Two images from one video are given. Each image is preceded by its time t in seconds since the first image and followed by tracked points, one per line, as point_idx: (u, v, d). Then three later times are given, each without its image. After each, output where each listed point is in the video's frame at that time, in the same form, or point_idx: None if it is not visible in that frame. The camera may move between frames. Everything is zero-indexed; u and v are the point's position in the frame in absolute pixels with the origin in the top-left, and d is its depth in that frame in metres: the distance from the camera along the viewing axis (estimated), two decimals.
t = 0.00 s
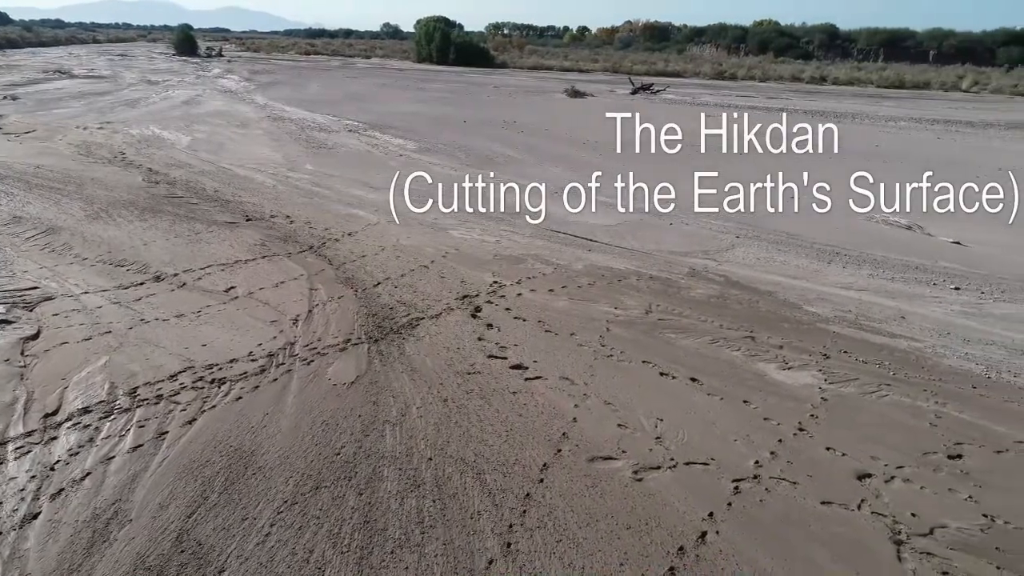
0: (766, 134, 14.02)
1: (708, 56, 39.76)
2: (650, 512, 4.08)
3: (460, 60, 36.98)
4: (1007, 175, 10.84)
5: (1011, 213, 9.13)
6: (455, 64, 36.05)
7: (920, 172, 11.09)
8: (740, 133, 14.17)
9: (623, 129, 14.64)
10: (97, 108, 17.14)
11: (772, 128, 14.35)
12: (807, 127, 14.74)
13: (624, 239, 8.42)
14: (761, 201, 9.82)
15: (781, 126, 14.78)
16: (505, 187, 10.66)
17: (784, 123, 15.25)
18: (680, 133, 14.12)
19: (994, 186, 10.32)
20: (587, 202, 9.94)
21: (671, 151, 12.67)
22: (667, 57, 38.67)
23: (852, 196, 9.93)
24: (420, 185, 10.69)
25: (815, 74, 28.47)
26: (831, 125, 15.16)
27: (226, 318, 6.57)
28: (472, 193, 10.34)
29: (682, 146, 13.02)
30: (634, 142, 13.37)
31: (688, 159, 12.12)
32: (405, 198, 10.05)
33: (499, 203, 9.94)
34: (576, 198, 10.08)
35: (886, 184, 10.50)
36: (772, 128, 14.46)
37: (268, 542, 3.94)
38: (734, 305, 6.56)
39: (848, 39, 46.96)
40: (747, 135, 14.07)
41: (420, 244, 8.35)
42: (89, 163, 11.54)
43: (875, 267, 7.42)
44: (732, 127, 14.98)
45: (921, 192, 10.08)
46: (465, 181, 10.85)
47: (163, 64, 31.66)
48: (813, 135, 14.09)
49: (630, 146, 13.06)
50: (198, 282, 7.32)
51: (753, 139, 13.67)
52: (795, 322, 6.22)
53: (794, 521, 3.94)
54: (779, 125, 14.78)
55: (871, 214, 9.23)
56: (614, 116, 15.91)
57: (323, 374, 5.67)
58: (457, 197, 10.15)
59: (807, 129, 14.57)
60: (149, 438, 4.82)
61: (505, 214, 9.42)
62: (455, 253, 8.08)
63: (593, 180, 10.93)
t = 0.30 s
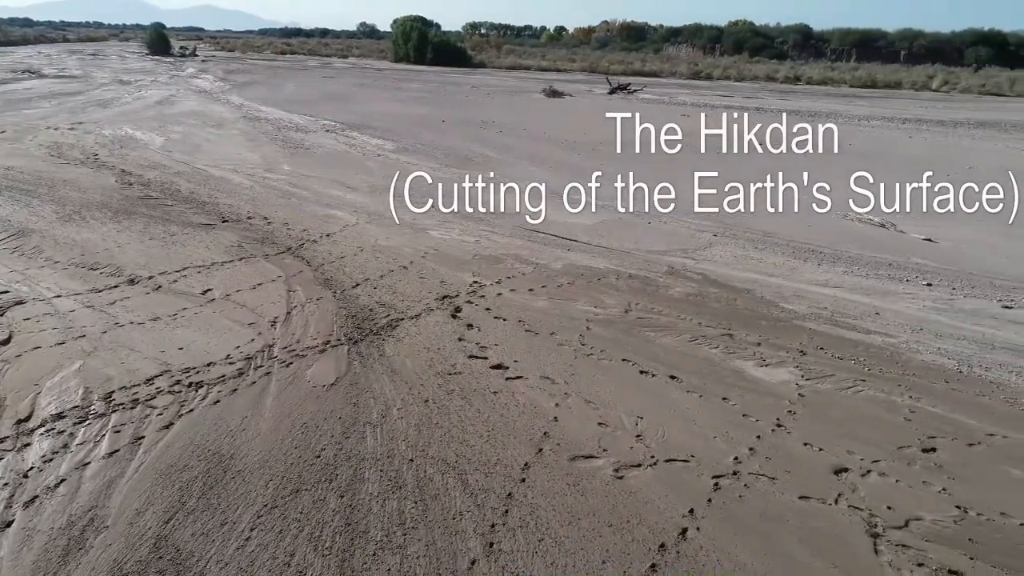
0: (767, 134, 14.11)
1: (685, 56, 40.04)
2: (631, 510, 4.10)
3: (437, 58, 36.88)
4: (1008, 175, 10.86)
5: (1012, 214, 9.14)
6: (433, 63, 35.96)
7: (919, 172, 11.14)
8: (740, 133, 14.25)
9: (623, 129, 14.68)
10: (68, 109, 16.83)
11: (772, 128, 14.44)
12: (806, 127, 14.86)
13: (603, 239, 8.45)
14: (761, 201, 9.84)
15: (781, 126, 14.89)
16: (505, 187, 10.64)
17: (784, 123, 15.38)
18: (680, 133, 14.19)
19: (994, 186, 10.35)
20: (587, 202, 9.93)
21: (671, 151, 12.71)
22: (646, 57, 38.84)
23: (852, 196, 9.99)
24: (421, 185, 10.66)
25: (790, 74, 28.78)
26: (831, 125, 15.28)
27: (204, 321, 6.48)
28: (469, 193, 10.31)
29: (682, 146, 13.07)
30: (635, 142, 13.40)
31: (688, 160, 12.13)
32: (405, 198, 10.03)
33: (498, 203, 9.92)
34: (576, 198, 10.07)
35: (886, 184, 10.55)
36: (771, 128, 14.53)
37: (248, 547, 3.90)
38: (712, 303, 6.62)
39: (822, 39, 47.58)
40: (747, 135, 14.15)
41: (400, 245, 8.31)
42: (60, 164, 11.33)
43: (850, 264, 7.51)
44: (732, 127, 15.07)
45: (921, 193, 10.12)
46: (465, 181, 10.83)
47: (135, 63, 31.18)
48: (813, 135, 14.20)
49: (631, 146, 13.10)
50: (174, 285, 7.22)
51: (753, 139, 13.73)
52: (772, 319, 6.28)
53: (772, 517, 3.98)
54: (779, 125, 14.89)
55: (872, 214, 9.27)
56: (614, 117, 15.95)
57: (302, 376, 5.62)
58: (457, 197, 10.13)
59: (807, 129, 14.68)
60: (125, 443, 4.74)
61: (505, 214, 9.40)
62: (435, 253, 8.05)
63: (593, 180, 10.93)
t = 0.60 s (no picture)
0: (767, 134, 14.22)
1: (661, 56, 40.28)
2: (612, 509, 4.11)
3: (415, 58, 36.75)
4: (1007, 176, 10.92)
5: (1012, 214, 9.17)
6: (410, 63, 35.83)
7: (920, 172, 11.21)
8: (741, 133, 14.36)
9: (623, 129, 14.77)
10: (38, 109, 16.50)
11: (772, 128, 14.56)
12: (807, 128, 15.02)
13: (582, 239, 8.46)
14: (761, 201, 9.86)
15: (780, 126, 15.01)
16: (505, 187, 10.62)
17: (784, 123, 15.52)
18: (681, 133, 14.28)
19: (994, 186, 10.40)
20: (588, 202, 9.95)
21: (671, 151, 12.77)
22: (624, 57, 39.01)
23: (852, 196, 10.03)
24: (420, 185, 10.65)
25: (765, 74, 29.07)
26: (831, 125, 15.41)
27: (181, 325, 6.39)
28: (469, 193, 10.30)
29: (682, 146, 13.15)
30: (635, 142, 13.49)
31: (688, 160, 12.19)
32: (405, 198, 10.01)
33: (498, 203, 9.91)
34: (576, 198, 10.08)
35: (886, 184, 10.61)
36: (771, 128, 14.65)
37: (227, 553, 3.85)
38: (690, 302, 6.66)
39: (796, 39, 48.18)
40: (747, 135, 14.26)
41: (378, 246, 8.26)
42: (31, 166, 11.10)
43: (825, 262, 7.61)
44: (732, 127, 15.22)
45: (921, 193, 10.16)
46: (465, 181, 10.82)
47: (106, 63, 30.68)
48: (813, 135, 14.34)
49: (631, 146, 13.17)
50: (148, 288, 7.11)
51: (753, 139, 13.83)
52: (749, 317, 6.34)
53: (752, 513, 4.02)
54: (779, 125, 15.04)
55: (872, 214, 9.31)
56: (613, 117, 16.02)
57: (281, 380, 5.56)
58: (457, 197, 10.12)
59: (807, 129, 14.83)
60: (100, 449, 4.66)
61: (506, 214, 9.39)
62: (414, 254, 8.01)
63: (593, 180, 10.94)
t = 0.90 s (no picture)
0: (766, 134, 14.35)
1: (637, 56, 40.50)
2: (593, 508, 4.12)
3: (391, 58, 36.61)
4: (1005, 176, 11.00)
5: (1012, 214, 9.22)
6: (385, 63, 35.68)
7: (920, 172, 11.28)
8: (741, 133, 14.49)
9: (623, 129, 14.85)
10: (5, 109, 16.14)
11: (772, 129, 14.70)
12: (806, 127, 15.17)
13: (560, 239, 8.48)
14: (761, 201, 9.91)
15: (780, 126, 15.15)
16: (505, 187, 10.62)
17: (784, 123, 15.67)
18: (680, 133, 14.38)
19: (994, 186, 10.48)
20: (588, 202, 9.96)
21: (671, 151, 12.83)
22: (600, 57, 39.17)
23: (852, 196, 10.08)
24: (420, 185, 10.64)
25: (739, 74, 29.38)
26: (831, 125, 15.57)
27: (155, 329, 6.29)
28: (469, 193, 10.30)
29: (681, 146, 13.22)
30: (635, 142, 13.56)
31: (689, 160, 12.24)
32: (405, 198, 10.00)
33: (498, 203, 9.91)
34: (576, 198, 10.09)
35: (886, 185, 10.67)
36: (771, 128, 14.78)
37: (205, 560, 3.80)
38: (668, 301, 6.70)
39: (769, 39, 48.76)
40: (747, 135, 14.38)
41: (355, 247, 8.20)
42: None
43: (799, 260, 7.71)
44: (732, 127, 15.37)
45: (921, 193, 10.22)
46: (465, 181, 10.81)
47: (75, 63, 30.11)
48: (813, 135, 14.50)
49: (630, 146, 13.24)
50: (121, 292, 6.99)
51: (753, 139, 13.93)
52: (726, 315, 6.40)
53: (730, 511, 4.06)
54: (779, 125, 15.19)
55: (871, 214, 9.37)
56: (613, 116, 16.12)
57: (258, 384, 5.50)
58: (457, 197, 10.11)
59: (807, 129, 14.98)
60: (73, 457, 4.58)
61: (506, 214, 9.38)
62: (391, 256, 7.96)
63: (593, 180, 10.96)
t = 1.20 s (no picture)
0: (766, 134, 14.48)
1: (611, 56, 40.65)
2: (573, 509, 4.13)
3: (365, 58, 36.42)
4: (1004, 177, 11.09)
5: (1012, 214, 9.29)
6: (357, 63, 35.47)
7: (920, 172, 11.36)
8: (741, 133, 14.61)
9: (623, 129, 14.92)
10: None
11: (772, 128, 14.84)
12: (807, 128, 15.34)
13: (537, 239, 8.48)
14: (761, 201, 9.96)
15: (780, 126, 15.30)
16: (505, 187, 10.62)
17: (784, 123, 15.83)
18: (680, 133, 14.47)
19: (994, 186, 10.56)
20: (588, 202, 9.97)
21: (671, 151, 12.89)
22: (575, 56, 39.27)
23: (852, 196, 10.15)
24: (420, 185, 10.65)
25: (712, 74, 29.64)
26: (831, 125, 15.73)
27: (127, 335, 6.17)
28: (470, 193, 10.30)
29: (681, 146, 13.29)
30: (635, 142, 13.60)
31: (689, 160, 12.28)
32: (405, 198, 10.00)
33: (498, 203, 9.90)
34: (576, 198, 10.10)
35: (886, 185, 10.75)
36: (771, 128, 14.93)
37: (182, 569, 3.74)
38: (645, 301, 6.74)
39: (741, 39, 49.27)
40: (748, 135, 14.50)
41: (331, 249, 8.13)
42: None
43: (772, 259, 7.80)
44: (732, 127, 15.50)
45: (922, 193, 10.30)
46: (465, 181, 10.80)
47: (41, 62, 29.47)
48: (812, 135, 14.67)
49: (631, 146, 13.29)
50: (92, 297, 6.85)
51: (753, 139, 14.03)
52: (702, 314, 6.44)
53: (708, 509, 4.09)
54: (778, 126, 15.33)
55: (872, 214, 9.43)
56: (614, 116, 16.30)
57: (234, 389, 5.42)
58: (457, 197, 10.11)
59: (806, 129, 15.15)
60: (44, 467, 4.48)
61: (506, 214, 9.37)
62: (368, 257, 7.90)
63: (593, 180, 10.98)
